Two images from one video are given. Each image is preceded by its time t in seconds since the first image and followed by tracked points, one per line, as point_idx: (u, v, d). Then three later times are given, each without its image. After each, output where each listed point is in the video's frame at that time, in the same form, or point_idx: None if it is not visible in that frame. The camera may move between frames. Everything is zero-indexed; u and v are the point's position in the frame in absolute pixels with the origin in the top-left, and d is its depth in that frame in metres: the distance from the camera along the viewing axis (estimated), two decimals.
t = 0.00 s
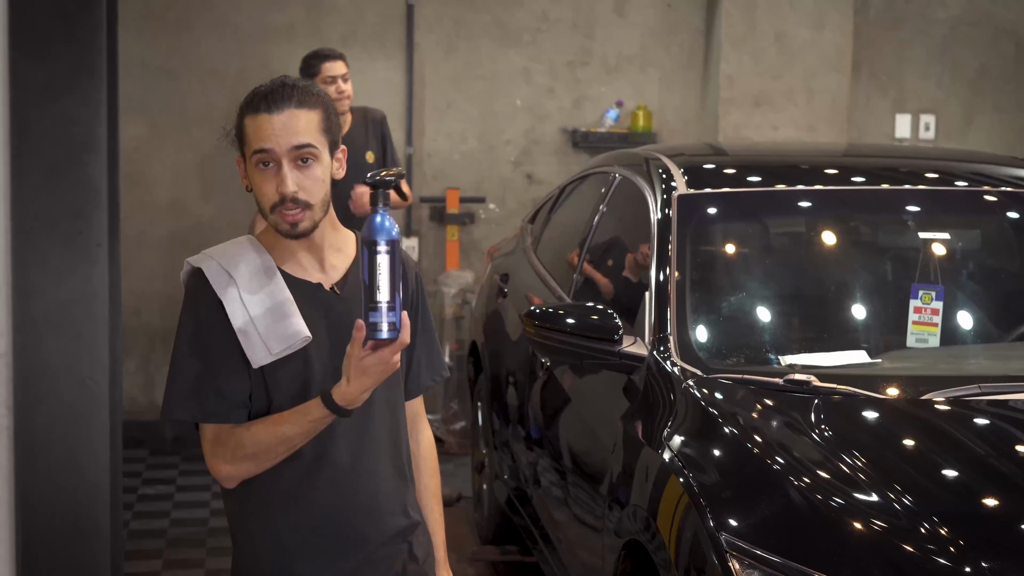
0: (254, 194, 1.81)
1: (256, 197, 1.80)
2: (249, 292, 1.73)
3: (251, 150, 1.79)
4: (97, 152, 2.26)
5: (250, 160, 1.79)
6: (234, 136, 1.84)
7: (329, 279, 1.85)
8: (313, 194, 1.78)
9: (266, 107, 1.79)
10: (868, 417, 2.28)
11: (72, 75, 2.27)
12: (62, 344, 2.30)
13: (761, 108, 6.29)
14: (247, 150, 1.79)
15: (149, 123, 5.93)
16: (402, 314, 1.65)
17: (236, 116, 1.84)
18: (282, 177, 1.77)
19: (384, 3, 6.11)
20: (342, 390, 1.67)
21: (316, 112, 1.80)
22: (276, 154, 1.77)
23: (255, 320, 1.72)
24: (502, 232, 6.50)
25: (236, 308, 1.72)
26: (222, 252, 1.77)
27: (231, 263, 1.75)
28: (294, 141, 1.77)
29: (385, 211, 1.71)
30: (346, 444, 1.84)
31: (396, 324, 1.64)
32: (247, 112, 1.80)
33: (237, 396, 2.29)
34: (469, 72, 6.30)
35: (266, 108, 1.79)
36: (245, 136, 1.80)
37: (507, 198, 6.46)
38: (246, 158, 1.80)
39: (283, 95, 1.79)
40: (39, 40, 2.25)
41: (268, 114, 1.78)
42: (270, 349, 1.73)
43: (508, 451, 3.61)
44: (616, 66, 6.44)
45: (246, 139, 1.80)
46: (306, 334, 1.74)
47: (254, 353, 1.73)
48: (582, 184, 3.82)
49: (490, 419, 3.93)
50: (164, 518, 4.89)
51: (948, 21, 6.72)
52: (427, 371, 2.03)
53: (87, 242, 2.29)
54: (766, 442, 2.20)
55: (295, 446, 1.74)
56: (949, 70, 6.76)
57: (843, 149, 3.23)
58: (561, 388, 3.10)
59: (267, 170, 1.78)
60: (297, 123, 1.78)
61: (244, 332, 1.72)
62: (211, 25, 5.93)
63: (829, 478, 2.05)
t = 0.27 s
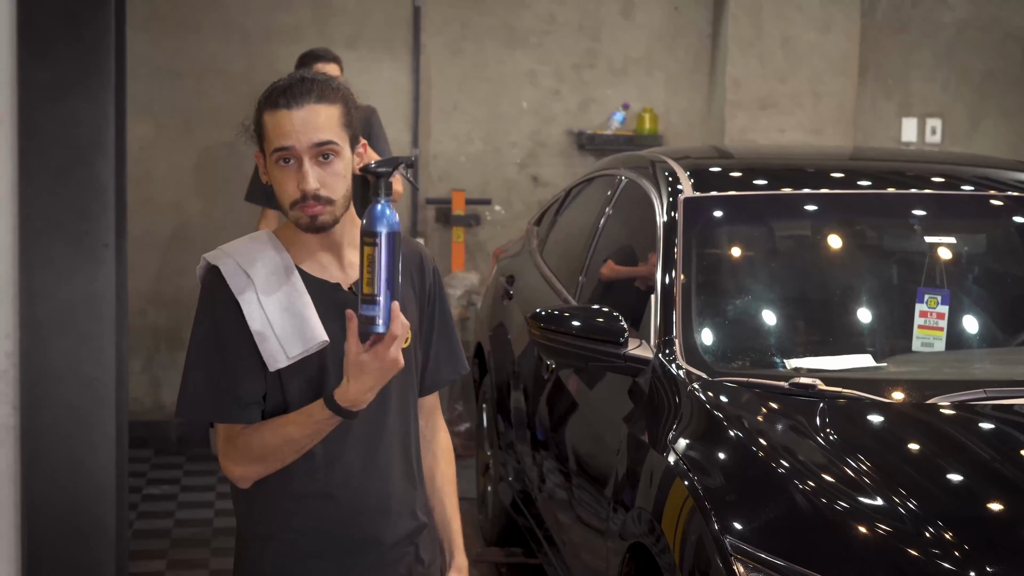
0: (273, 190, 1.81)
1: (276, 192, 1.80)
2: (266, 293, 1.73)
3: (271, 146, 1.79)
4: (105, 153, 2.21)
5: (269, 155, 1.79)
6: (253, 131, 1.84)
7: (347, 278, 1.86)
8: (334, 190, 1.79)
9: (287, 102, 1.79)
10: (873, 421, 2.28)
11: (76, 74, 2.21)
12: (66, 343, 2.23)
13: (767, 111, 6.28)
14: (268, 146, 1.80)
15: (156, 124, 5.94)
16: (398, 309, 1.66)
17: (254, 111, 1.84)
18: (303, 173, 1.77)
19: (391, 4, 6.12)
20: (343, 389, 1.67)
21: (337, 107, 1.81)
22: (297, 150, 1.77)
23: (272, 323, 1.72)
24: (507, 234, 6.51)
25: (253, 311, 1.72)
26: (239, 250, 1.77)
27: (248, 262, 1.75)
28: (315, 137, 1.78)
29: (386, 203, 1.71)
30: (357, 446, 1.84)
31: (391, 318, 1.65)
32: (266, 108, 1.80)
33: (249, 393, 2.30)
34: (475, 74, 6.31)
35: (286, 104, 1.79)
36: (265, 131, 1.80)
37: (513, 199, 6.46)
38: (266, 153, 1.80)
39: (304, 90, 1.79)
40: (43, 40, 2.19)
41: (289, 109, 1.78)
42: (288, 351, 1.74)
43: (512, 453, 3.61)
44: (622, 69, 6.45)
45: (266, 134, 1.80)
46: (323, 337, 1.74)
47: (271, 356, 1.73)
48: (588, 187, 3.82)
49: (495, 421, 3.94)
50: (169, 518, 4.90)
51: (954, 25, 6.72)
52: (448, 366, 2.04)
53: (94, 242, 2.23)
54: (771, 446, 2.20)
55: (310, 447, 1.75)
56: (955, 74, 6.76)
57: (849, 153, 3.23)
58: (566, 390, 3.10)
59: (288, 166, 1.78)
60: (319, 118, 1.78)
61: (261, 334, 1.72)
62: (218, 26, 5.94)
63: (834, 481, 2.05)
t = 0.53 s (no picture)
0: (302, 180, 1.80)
1: (305, 182, 1.79)
2: (285, 295, 1.72)
3: (301, 134, 1.78)
4: (110, 153, 2.21)
5: (300, 143, 1.78)
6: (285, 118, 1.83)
7: (370, 279, 1.82)
8: (364, 182, 1.78)
9: (319, 90, 1.78)
10: (877, 423, 2.28)
11: (81, 74, 2.21)
12: (68, 344, 2.23)
13: (770, 112, 6.29)
14: (298, 134, 1.78)
15: (160, 124, 5.95)
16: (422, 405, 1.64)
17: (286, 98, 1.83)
18: (332, 163, 1.76)
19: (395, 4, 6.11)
20: (352, 459, 1.69)
21: (369, 97, 1.79)
22: (328, 139, 1.76)
23: (290, 325, 1.72)
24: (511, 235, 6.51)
25: (271, 312, 1.72)
26: (259, 247, 1.76)
27: (267, 260, 1.74)
28: (347, 127, 1.76)
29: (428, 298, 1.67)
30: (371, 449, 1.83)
31: (414, 415, 1.63)
32: (299, 95, 1.79)
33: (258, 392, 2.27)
34: (479, 74, 6.31)
35: (319, 91, 1.78)
36: (296, 119, 1.79)
37: (516, 200, 6.47)
38: (296, 141, 1.79)
39: (337, 79, 1.78)
40: (44, 40, 2.18)
41: (321, 97, 1.77)
42: (305, 355, 1.73)
43: (516, 454, 3.62)
44: (626, 69, 6.45)
45: (297, 122, 1.79)
46: (340, 344, 1.74)
47: (287, 359, 1.73)
48: (591, 187, 3.82)
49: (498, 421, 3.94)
50: (172, 518, 4.91)
51: (958, 27, 6.71)
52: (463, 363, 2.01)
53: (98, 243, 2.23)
54: (775, 447, 2.20)
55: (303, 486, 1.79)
56: (959, 76, 6.76)
57: (853, 155, 3.23)
58: (570, 391, 3.11)
59: (318, 155, 1.77)
60: (351, 108, 1.77)
61: (278, 336, 1.72)
62: (222, 26, 5.94)
63: (837, 483, 2.05)
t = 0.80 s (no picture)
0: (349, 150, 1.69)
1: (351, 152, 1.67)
2: (310, 285, 1.60)
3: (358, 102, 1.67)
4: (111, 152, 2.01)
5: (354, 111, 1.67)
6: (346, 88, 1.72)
7: (399, 278, 1.69)
8: (412, 165, 1.65)
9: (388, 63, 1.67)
10: (880, 423, 2.28)
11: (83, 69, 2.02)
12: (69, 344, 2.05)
13: (774, 113, 6.29)
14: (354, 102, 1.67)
15: (164, 124, 5.97)
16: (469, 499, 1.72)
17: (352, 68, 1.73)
18: (384, 136, 1.65)
19: (399, 5, 6.14)
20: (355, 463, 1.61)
21: (438, 83, 1.69)
22: (386, 111, 1.65)
23: (310, 315, 1.60)
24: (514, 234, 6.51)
25: (292, 298, 1.60)
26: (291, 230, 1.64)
27: (295, 245, 1.62)
28: (408, 103, 1.65)
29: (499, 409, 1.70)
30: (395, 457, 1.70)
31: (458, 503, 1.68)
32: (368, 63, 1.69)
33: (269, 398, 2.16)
34: (483, 74, 6.31)
35: (386, 64, 1.67)
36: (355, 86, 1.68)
37: (520, 200, 6.47)
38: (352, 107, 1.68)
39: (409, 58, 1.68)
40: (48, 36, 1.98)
41: (387, 70, 1.66)
42: (322, 348, 1.61)
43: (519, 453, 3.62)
44: (630, 70, 6.45)
45: (356, 90, 1.68)
46: (358, 341, 1.62)
47: (302, 350, 1.61)
48: (595, 187, 3.83)
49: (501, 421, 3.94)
50: (176, 518, 4.91)
51: (962, 27, 6.71)
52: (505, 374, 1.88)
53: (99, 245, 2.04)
54: (778, 447, 2.20)
55: (276, 486, 1.65)
56: (963, 76, 6.75)
57: (857, 155, 3.23)
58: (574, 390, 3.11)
59: (371, 125, 1.65)
60: (416, 87, 1.66)
61: (296, 324, 1.60)
62: (226, 26, 5.95)
63: (841, 483, 2.06)
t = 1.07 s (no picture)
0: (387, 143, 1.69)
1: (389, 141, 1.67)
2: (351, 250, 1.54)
3: (401, 95, 1.68)
4: (115, 153, 2.05)
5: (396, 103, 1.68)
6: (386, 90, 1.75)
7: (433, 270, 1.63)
8: (453, 152, 1.65)
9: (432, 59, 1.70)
10: (883, 424, 2.28)
11: (85, 72, 2.03)
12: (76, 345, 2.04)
13: (777, 113, 6.27)
14: (396, 96, 1.69)
15: (165, 124, 5.97)
16: None
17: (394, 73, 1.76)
18: (426, 123, 1.65)
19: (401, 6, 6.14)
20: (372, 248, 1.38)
21: (480, 81, 1.72)
22: (428, 101, 1.66)
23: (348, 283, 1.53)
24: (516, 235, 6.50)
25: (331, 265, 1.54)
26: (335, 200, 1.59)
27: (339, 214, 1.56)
28: (450, 96, 1.67)
29: None
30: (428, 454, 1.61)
31: None
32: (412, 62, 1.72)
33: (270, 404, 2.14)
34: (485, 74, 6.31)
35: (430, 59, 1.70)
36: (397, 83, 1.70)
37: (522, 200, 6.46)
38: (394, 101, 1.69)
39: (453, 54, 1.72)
40: (54, 40, 1.99)
41: (431, 64, 1.69)
42: (356, 322, 1.53)
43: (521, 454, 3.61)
44: (632, 70, 6.45)
45: (398, 85, 1.70)
46: (394, 321, 1.53)
47: (337, 321, 1.54)
48: (597, 188, 3.83)
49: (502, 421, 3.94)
50: (177, 519, 4.91)
51: (965, 27, 6.71)
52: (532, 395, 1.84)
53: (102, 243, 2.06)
54: (780, 448, 2.20)
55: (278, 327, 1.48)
56: (965, 76, 6.75)
57: (858, 155, 3.23)
58: (576, 391, 3.11)
59: (413, 114, 1.66)
60: (459, 81, 1.69)
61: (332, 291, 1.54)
62: (228, 27, 5.96)
63: (843, 484, 2.05)
